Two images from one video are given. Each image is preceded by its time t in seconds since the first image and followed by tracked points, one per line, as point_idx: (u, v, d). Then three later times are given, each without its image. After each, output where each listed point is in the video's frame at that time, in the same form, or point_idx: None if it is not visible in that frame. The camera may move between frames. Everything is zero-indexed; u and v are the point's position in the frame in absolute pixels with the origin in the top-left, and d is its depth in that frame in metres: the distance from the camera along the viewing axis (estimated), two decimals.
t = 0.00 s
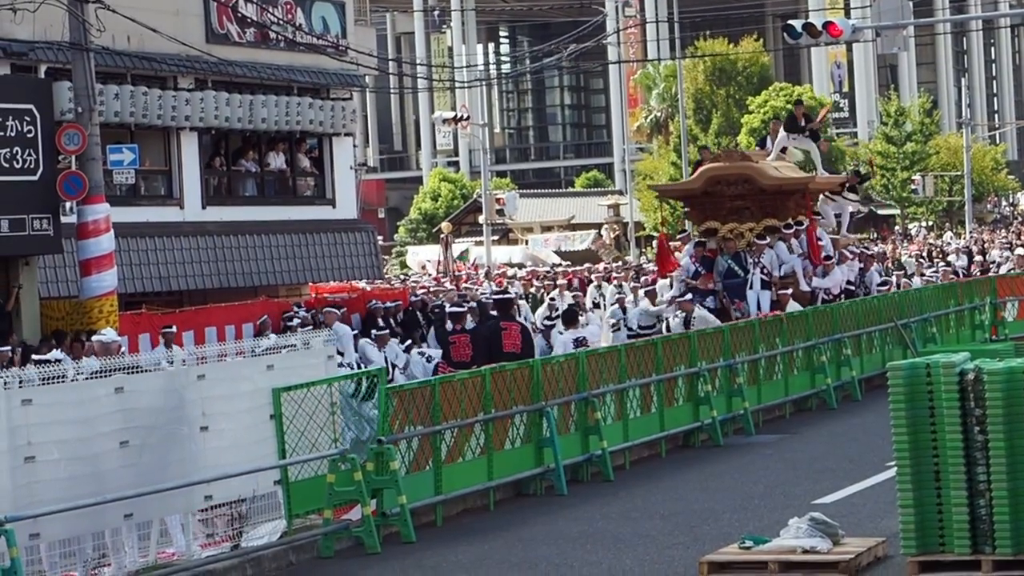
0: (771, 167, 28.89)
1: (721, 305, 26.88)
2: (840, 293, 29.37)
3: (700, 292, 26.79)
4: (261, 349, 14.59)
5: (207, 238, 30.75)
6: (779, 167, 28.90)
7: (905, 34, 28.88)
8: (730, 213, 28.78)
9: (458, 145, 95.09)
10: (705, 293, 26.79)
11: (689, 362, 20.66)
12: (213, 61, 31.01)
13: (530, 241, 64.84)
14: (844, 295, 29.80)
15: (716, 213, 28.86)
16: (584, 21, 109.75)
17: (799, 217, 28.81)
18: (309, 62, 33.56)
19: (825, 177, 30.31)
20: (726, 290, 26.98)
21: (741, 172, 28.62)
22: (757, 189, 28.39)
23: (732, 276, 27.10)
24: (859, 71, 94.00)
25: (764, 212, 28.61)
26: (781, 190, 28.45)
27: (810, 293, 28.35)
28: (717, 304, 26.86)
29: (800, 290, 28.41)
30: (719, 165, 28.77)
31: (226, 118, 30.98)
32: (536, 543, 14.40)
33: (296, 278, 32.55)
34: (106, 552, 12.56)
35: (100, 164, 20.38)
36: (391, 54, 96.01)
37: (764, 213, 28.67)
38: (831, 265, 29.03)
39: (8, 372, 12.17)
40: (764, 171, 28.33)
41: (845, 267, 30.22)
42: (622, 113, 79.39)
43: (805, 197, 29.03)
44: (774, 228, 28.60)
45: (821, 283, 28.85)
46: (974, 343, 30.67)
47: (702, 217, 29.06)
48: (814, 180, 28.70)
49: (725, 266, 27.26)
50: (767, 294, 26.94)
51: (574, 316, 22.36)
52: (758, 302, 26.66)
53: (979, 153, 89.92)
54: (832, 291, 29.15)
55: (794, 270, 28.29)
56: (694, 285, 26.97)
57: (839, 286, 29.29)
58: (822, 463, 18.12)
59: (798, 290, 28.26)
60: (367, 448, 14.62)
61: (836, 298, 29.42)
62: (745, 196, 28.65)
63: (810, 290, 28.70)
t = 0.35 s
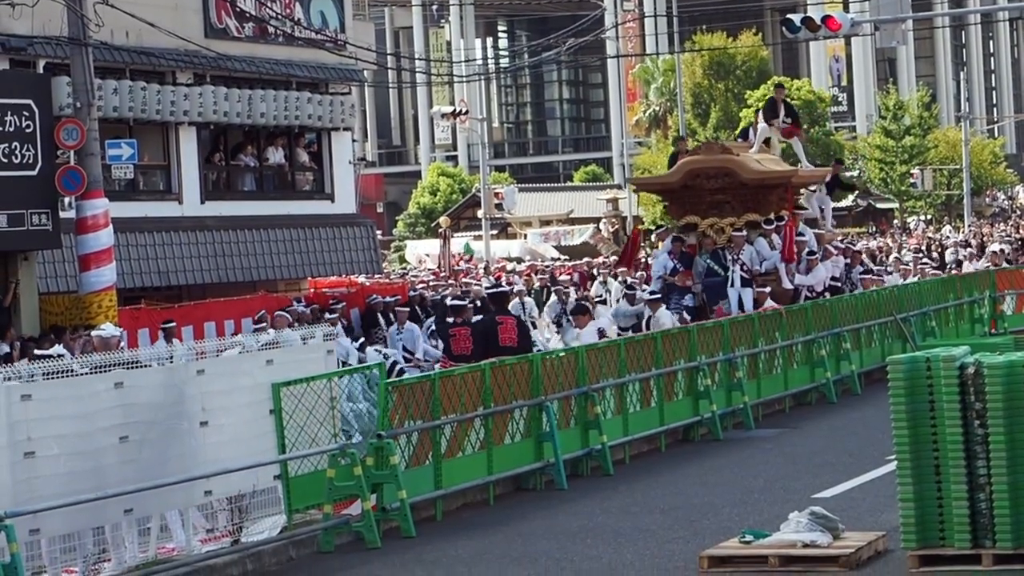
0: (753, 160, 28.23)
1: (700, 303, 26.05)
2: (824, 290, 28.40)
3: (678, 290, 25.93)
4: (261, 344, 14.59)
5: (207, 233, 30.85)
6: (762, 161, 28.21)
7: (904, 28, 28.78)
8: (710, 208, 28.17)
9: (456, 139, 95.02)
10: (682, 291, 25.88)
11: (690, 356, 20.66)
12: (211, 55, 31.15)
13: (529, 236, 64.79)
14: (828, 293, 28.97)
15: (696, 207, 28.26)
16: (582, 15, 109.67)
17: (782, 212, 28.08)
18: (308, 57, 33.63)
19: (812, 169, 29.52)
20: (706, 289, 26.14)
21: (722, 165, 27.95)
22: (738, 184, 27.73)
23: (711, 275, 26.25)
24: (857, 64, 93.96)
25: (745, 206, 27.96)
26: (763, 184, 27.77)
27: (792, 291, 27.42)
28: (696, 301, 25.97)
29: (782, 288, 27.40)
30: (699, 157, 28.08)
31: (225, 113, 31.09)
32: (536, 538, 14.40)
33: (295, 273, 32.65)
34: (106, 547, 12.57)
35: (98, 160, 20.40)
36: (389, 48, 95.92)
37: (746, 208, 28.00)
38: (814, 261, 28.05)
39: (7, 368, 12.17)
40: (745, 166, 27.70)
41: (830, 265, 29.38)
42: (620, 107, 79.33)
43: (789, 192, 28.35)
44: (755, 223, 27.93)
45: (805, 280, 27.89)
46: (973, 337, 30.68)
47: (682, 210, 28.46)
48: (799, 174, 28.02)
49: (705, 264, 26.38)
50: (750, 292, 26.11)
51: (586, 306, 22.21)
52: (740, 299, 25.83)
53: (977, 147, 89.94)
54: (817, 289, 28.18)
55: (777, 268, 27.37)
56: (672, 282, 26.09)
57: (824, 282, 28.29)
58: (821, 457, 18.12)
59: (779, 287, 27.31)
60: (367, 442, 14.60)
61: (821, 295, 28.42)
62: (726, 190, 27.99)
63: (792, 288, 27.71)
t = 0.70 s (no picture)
0: (735, 152, 27.48)
1: (682, 301, 25.29)
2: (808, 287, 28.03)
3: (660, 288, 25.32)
4: (264, 337, 14.63)
5: (208, 228, 31.03)
6: (742, 153, 27.53)
7: (905, 21, 28.74)
8: (690, 202, 27.53)
9: (458, 134, 94.97)
10: (664, 289, 25.30)
11: (692, 350, 20.68)
12: (212, 50, 31.22)
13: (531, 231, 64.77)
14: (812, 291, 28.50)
15: (676, 201, 27.62)
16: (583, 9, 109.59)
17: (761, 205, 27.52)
18: (309, 52, 33.76)
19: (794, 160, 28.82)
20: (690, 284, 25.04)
21: (701, 158, 27.24)
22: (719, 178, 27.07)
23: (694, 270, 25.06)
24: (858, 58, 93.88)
25: (725, 201, 27.40)
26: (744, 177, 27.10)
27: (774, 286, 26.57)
28: (678, 300, 25.34)
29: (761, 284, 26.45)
30: (678, 150, 27.35)
31: (226, 108, 31.20)
32: (538, 532, 14.40)
33: (296, 268, 32.81)
34: (109, 541, 12.58)
35: (100, 155, 20.43)
36: (390, 43, 95.87)
37: (726, 202, 27.44)
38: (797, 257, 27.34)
39: (9, 363, 12.18)
40: (725, 159, 26.99)
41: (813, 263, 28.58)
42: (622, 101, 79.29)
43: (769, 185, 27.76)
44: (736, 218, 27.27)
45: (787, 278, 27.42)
46: (975, 330, 30.67)
47: (661, 206, 27.78)
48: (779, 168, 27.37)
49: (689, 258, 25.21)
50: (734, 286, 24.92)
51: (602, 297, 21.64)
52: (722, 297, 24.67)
53: (979, 141, 89.87)
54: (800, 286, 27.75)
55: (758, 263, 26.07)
56: (654, 279, 25.43)
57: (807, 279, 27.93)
58: (823, 451, 18.12)
59: (759, 284, 26.46)
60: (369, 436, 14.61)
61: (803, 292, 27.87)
62: (706, 184, 27.33)
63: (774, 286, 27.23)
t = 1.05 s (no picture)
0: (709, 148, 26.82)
1: (656, 301, 24.86)
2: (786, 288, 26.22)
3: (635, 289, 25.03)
4: (267, 334, 14.63)
5: (208, 226, 31.05)
6: (713, 149, 26.85)
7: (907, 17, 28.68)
8: (663, 199, 26.88)
9: (459, 131, 94.91)
10: (638, 289, 25.02)
11: (693, 347, 20.67)
12: (213, 48, 31.29)
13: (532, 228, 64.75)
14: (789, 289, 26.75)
15: (649, 199, 27.02)
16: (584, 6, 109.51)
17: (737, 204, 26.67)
18: (310, 49, 33.87)
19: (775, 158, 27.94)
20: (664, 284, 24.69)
21: (672, 154, 26.63)
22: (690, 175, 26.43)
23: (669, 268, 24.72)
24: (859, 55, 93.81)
25: (698, 198, 26.68)
26: (716, 174, 26.44)
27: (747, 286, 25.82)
28: (652, 301, 24.90)
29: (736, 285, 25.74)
30: (648, 146, 26.79)
31: (227, 105, 31.26)
32: (540, 529, 14.41)
33: (297, 266, 32.84)
34: (110, 538, 12.58)
35: (101, 152, 20.44)
36: (391, 40, 95.81)
37: (700, 199, 26.72)
38: (773, 257, 26.02)
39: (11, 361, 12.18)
40: (696, 155, 26.35)
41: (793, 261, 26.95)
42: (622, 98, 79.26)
43: (744, 181, 27.02)
44: (711, 216, 26.60)
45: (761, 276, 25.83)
46: (976, 327, 30.67)
47: (634, 203, 27.23)
48: (751, 163, 26.64)
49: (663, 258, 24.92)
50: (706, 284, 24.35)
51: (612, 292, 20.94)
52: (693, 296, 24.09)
53: (980, 138, 89.84)
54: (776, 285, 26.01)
55: (732, 263, 25.64)
56: (630, 280, 25.18)
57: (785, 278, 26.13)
58: (825, 448, 18.12)
59: (731, 284, 25.86)
60: (370, 434, 14.61)
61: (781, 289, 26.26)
62: (678, 181, 26.68)
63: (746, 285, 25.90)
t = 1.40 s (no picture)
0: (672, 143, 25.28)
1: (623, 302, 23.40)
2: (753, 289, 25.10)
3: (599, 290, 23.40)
4: (264, 332, 14.63)
5: (207, 223, 31.12)
6: (677, 145, 25.30)
7: (904, 14, 28.65)
8: (628, 197, 25.36)
9: (458, 128, 94.91)
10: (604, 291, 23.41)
11: (691, 344, 20.67)
12: (211, 45, 31.36)
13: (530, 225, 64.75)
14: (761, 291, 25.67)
15: (613, 197, 25.47)
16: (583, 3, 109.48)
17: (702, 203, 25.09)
18: (308, 47, 33.86)
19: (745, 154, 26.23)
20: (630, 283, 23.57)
21: (635, 150, 25.04)
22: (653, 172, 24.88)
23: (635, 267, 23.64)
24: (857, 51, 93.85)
25: (664, 196, 25.14)
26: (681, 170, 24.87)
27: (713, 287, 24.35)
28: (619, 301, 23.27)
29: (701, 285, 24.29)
30: (609, 142, 25.19)
31: (225, 103, 31.31)
32: (538, 526, 14.40)
33: (296, 263, 32.90)
34: (108, 537, 12.58)
35: (99, 150, 20.46)
36: (390, 38, 95.79)
37: (666, 197, 25.18)
38: (741, 255, 24.63)
39: (7, 358, 12.17)
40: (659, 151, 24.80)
41: (764, 261, 25.68)
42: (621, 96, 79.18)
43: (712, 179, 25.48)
44: (678, 215, 24.92)
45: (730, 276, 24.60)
46: (974, 323, 30.68)
47: (599, 202, 25.61)
48: (717, 160, 25.09)
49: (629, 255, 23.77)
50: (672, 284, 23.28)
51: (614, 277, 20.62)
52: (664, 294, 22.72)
53: (978, 135, 89.83)
54: (744, 286, 24.88)
55: (699, 262, 24.22)
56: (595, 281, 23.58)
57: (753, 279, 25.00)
58: (824, 444, 18.10)
59: (698, 286, 24.30)
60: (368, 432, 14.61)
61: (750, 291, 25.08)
62: (642, 178, 25.14)
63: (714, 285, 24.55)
